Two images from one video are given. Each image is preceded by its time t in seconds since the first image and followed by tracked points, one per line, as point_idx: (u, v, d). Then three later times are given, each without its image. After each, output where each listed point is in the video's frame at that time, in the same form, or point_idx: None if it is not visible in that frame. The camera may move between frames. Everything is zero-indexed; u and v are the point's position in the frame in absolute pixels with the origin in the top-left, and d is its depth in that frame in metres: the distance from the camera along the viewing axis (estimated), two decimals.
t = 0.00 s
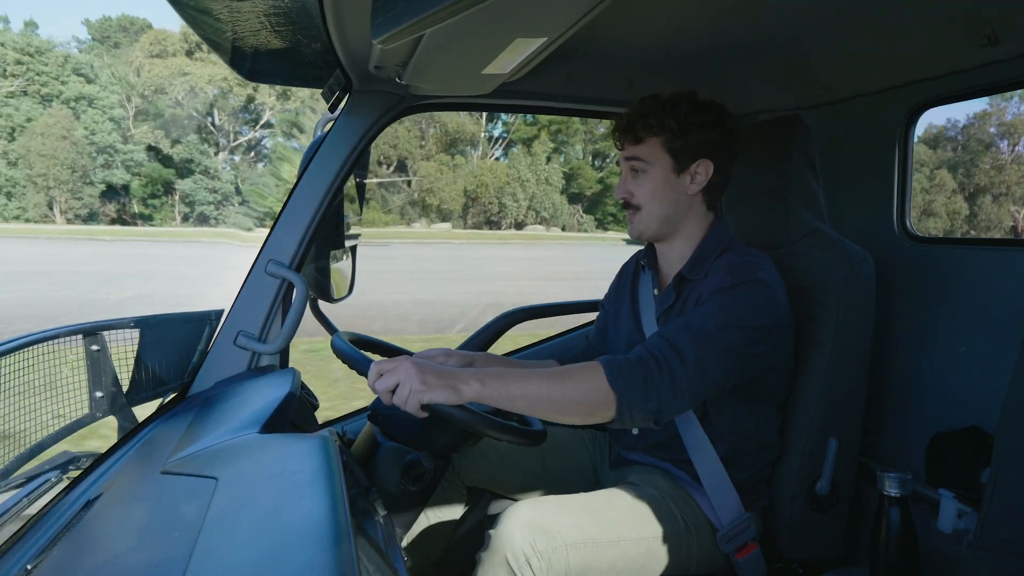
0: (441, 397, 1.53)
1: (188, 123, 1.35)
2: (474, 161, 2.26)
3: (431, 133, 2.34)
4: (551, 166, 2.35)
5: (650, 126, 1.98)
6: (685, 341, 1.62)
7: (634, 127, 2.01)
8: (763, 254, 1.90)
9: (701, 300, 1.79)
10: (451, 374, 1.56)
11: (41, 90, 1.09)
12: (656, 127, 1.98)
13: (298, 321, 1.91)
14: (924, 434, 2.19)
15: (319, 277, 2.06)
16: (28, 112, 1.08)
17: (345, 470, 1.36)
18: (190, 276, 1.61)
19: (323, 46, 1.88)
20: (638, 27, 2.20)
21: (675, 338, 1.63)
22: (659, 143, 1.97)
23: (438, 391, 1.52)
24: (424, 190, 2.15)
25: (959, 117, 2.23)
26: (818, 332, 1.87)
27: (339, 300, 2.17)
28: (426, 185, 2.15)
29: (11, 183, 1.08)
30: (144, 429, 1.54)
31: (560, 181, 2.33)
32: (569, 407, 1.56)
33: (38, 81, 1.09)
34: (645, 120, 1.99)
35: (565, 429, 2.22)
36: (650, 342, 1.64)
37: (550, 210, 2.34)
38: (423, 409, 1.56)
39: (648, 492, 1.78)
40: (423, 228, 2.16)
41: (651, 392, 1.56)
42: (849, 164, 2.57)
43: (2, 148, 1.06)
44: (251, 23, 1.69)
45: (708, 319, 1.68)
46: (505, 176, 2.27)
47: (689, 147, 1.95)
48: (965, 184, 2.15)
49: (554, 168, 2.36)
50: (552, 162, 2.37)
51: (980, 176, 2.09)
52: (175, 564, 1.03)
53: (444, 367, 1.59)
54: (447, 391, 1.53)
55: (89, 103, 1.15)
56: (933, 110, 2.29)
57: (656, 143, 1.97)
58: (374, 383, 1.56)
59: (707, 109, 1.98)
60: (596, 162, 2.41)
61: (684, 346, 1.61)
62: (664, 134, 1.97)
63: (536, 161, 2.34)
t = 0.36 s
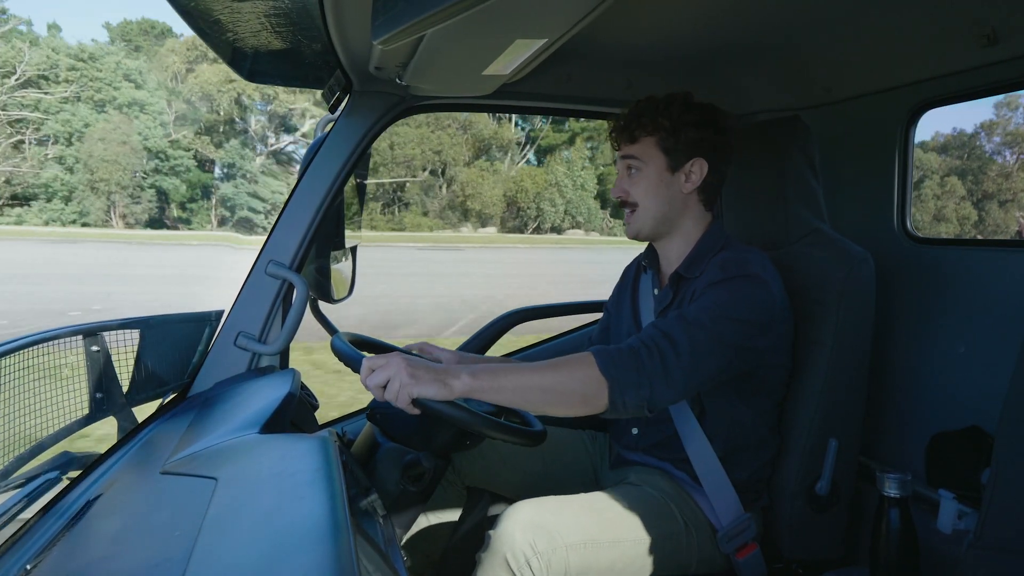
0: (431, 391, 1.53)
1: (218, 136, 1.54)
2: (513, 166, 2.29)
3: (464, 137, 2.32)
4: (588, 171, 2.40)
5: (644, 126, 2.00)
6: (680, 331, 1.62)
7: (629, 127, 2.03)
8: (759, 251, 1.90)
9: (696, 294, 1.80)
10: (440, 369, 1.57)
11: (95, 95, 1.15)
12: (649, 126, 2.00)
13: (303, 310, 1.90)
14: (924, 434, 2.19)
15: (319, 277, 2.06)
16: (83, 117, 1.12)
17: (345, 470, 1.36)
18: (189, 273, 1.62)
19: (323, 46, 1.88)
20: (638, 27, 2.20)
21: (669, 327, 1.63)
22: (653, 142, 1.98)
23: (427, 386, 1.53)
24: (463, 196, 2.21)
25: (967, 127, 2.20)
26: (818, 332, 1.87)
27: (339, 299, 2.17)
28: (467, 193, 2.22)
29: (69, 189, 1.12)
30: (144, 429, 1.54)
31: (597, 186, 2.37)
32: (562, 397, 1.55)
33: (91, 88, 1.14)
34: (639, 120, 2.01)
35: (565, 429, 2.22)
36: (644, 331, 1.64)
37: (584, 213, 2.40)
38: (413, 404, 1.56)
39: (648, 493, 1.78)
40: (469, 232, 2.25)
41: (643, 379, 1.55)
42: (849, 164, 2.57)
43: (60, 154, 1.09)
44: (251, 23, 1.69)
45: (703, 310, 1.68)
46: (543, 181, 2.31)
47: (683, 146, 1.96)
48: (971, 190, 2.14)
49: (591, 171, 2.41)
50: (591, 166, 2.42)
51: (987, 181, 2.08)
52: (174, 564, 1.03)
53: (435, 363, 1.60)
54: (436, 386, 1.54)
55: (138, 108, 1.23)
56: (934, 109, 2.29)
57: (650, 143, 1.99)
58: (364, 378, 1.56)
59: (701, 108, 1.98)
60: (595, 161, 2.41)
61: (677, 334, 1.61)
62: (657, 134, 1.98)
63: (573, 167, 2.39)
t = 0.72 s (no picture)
0: (431, 393, 1.54)
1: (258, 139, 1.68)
2: (546, 169, 2.43)
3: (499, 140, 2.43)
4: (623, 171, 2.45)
5: (647, 126, 1.99)
6: (680, 332, 1.62)
7: (631, 127, 2.03)
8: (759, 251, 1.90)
9: (698, 295, 1.80)
10: (440, 370, 1.57)
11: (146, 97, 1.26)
12: (652, 127, 1.99)
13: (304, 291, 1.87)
14: (924, 434, 2.19)
15: (319, 277, 2.06)
16: (135, 119, 1.23)
17: (345, 470, 1.36)
18: (194, 274, 1.62)
19: (323, 46, 1.88)
20: (637, 28, 2.20)
21: (669, 328, 1.63)
22: (656, 142, 1.98)
23: (428, 387, 1.54)
24: (499, 197, 2.34)
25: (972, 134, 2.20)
26: (817, 332, 1.87)
27: (339, 300, 2.17)
28: (502, 195, 2.34)
29: (122, 189, 1.22)
30: (145, 429, 1.54)
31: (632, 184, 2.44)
32: (562, 398, 1.56)
33: (142, 89, 1.25)
34: (642, 121, 2.01)
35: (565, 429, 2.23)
36: (644, 333, 1.64)
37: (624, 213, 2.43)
38: (413, 405, 1.57)
39: (648, 493, 1.78)
40: (503, 234, 2.36)
41: (644, 379, 1.56)
42: (848, 165, 2.58)
43: (113, 155, 1.19)
44: (252, 23, 1.69)
45: (703, 311, 1.68)
46: (577, 183, 2.43)
47: (686, 147, 1.96)
48: (977, 195, 2.14)
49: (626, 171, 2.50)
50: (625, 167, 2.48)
51: (991, 186, 2.09)
52: (174, 565, 1.03)
53: (434, 363, 1.60)
54: (436, 387, 1.54)
55: (190, 111, 1.33)
56: (934, 110, 2.29)
57: (653, 143, 1.98)
58: (365, 379, 1.56)
59: (702, 110, 1.99)
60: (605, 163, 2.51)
61: (678, 335, 1.62)
62: (660, 134, 1.98)
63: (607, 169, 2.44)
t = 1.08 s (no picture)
0: (428, 391, 1.54)
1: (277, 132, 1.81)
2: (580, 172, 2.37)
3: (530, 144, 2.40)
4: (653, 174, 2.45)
5: (692, 135, 1.93)
6: (680, 332, 1.62)
7: (672, 134, 1.92)
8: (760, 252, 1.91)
9: (698, 296, 1.80)
10: (437, 368, 1.58)
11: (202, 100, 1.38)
12: (697, 136, 1.93)
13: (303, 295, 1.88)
14: (925, 434, 2.19)
15: (319, 277, 2.06)
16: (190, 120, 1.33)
17: (345, 469, 1.36)
18: (194, 272, 1.63)
19: (324, 46, 1.88)
20: (637, 27, 2.20)
21: (669, 328, 1.63)
22: (699, 153, 1.95)
23: (425, 386, 1.54)
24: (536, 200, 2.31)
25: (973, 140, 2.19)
26: (817, 332, 1.87)
27: (338, 300, 2.18)
28: (539, 198, 2.31)
29: (176, 192, 1.30)
30: (144, 428, 1.54)
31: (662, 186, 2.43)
32: (559, 397, 1.56)
33: (191, 93, 1.34)
34: (686, 129, 1.92)
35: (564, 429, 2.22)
36: (643, 333, 1.64)
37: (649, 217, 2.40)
38: (410, 403, 1.57)
39: (648, 492, 1.78)
40: (542, 236, 2.34)
41: (643, 378, 1.56)
42: (849, 164, 2.57)
43: (168, 158, 1.27)
44: (252, 23, 1.69)
45: (704, 312, 1.68)
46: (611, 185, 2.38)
47: (718, 156, 1.99)
48: (981, 197, 2.13)
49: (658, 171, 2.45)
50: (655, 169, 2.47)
51: (995, 189, 2.08)
52: (174, 564, 1.03)
53: (432, 362, 1.60)
54: (433, 385, 1.54)
55: (228, 114, 1.44)
56: (933, 109, 2.29)
57: (696, 154, 1.94)
58: (364, 379, 1.57)
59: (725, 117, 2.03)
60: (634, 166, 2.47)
61: (677, 334, 1.62)
62: (703, 143, 1.94)
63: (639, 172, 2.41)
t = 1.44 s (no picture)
0: (424, 389, 1.54)
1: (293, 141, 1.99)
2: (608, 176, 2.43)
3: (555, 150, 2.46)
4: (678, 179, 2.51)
5: (666, 139, 1.92)
6: (680, 333, 1.62)
7: (647, 138, 1.94)
8: (762, 254, 1.91)
9: (698, 297, 1.79)
10: (434, 367, 1.59)
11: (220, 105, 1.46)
12: (671, 140, 1.92)
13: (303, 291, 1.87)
14: (925, 434, 2.19)
15: (319, 277, 2.06)
16: (240, 127, 1.49)
17: (346, 470, 1.36)
18: (190, 269, 1.63)
19: (323, 46, 1.88)
20: (637, 27, 2.20)
21: (669, 329, 1.63)
22: (674, 157, 1.93)
23: (421, 383, 1.55)
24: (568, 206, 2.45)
25: (969, 147, 2.20)
26: (818, 332, 1.87)
27: (338, 300, 2.17)
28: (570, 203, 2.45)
29: (223, 194, 1.48)
30: (144, 429, 1.54)
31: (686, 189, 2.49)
32: (556, 396, 1.56)
33: (237, 100, 1.54)
34: (659, 133, 1.92)
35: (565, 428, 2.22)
36: (643, 334, 1.64)
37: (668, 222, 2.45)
38: (408, 402, 1.58)
39: (648, 493, 1.78)
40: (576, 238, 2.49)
41: (641, 378, 1.55)
42: (848, 164, 2.57)
43: (217, 159, 1.44)
44: (251, 22, 1.69)
45: (704, 314, 1.67)
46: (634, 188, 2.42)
47: (703, 160, 1.92)
48: (981, 202, 2.13)
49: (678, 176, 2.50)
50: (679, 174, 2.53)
51: (994, 194, 2.09)
52: (173, 565, 1.03)
53: (430, 362, 1.61)
54: (430, 384, 1.55)
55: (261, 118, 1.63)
56: (934, 109, 2.29)
57: (671, 158, 1.93)
58: (361, 377, 1.57)
59: (718, 119, 1.94)
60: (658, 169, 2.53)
61: (676, 335, 1.61)
62: (679, 147, 1.92)
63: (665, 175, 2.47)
